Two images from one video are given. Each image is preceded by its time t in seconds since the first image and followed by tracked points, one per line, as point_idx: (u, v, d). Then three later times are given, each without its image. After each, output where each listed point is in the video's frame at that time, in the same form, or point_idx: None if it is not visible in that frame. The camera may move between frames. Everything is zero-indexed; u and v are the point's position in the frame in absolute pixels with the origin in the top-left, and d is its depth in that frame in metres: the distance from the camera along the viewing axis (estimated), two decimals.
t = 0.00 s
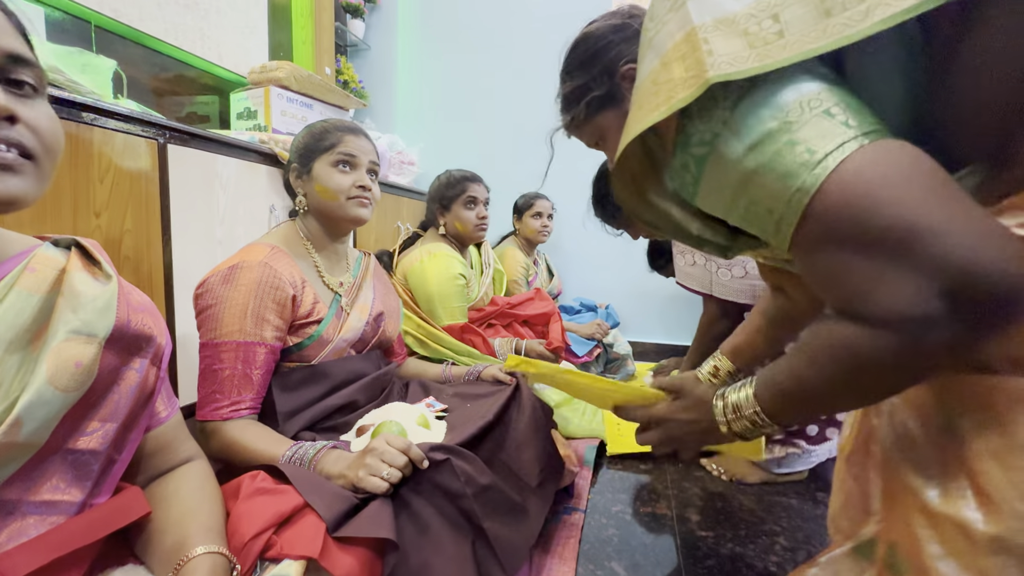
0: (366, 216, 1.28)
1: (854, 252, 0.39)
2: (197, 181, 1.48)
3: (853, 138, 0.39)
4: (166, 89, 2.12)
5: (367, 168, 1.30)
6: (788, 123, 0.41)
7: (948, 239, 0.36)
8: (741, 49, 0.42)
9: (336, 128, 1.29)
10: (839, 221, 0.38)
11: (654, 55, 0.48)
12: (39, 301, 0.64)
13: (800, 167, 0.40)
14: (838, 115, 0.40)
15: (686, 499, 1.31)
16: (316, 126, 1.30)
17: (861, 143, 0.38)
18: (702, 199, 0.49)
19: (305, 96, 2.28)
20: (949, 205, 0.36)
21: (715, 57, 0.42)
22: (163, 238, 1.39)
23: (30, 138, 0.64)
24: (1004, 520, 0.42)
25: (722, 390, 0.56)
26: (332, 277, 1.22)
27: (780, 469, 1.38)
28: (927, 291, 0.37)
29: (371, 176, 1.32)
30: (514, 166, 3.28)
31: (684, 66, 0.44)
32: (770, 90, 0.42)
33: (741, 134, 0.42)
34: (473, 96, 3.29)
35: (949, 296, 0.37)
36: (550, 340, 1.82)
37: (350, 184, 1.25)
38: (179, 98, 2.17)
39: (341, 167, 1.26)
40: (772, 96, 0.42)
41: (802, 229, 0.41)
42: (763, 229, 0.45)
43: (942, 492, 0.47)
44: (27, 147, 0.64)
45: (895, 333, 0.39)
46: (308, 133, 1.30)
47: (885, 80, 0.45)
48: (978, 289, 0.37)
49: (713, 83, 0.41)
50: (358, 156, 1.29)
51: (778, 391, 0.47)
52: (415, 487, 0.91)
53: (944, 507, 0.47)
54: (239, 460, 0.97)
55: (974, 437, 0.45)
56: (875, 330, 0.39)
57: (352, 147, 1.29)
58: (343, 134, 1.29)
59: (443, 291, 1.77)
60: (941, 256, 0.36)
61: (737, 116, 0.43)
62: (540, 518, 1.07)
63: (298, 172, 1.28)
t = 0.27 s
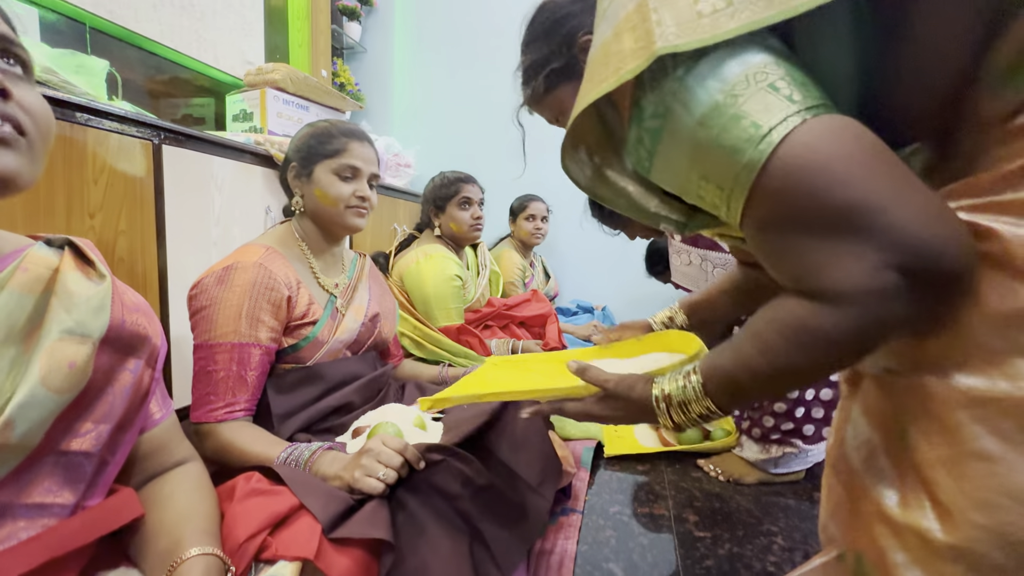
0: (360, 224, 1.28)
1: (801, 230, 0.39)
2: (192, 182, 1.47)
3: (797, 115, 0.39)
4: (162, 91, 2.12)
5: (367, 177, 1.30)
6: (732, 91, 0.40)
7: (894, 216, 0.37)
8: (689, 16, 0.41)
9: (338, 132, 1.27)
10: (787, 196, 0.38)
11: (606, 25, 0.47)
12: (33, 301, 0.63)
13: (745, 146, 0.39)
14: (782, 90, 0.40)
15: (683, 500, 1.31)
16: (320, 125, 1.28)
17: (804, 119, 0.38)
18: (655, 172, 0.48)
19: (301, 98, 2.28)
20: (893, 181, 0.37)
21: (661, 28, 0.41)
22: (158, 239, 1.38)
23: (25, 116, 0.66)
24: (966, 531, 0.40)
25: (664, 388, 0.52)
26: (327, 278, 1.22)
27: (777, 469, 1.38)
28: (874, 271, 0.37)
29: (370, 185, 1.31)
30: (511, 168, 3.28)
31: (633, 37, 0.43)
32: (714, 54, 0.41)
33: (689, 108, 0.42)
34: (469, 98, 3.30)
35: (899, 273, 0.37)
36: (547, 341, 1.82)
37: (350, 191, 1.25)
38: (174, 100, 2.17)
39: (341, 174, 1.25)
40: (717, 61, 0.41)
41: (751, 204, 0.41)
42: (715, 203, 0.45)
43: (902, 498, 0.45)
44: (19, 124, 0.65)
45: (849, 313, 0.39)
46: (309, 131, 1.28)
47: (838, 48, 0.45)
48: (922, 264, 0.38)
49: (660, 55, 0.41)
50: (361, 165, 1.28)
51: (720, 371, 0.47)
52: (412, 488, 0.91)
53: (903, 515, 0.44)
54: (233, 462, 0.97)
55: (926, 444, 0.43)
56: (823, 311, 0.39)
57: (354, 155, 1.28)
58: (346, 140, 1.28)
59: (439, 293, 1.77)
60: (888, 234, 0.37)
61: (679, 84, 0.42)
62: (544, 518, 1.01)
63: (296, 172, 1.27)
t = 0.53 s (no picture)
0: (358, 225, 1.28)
1: (743, 208, 0.43)
2: (187, 178, 1.46)
3: (747, 91, 0.42)
4: (157, 88, 2.11)
5: (368, 179, 1.29)
6: (684, 75, 0.44)
7: (833, 201, 0.39)
8: None
9: (342, 130, 1.25)
10: (730, 173, 0.42)
11: None
12: (24, 292, 0.63)
13: (695, 122, 0.43)
14: (731, 66, 0.44)
15: (680, 494, 1.31)
16: (325, 121, 1.26)
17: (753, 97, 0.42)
18: (617, 145, 0.53)
19: (297, 95, 2.27)
20: (835, 169, 0.40)
21: None
22: (153, 235, 1.37)
23: (20, 105, 0.65)
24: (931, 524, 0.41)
25: (608, 324, 0.53)
26: (325, 274, 1.21)
27: (773, 463, 1.38)
28: (808, 250, 0.40)
29: (370, 187, 1.29)
30: (508, 165, 3.28)
31: None
32: (672, 39, 0.46)
33: (647, 80, 0.46)
34: (466, 96, 3.29)
35: (833, 255, 0.40)
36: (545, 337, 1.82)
37: (350, 193, 1.24)
38: (169, 96, 2.16)
39: (341, 174, 1.24)
40: (675, 47, 0.45)
41: (701, 181, 0.45)
42: (669, 180, 0.49)
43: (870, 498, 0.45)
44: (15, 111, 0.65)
45: (781, 287, 0.42)
46: (312, 126, 1.25)
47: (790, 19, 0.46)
48: (859, 251, 0.41)
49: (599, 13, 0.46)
50: (362, 168, 1.27)
51: (658, 321, 0.49)
52: (409, 482, 0.91)
53: (871, 515, 0.45)
54: (230, 457, 0.96)
55: (890, 440, 0.44)
56: (757, 283, 0.43)
57: (358, 156, 1.27)
58: (350, 140, 1.26)
59: (437, 289, 1.77)
60: (825, 218, 0.40)
61: (638, 65, 0.46)
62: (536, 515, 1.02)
63: (296, 168, 1.25)
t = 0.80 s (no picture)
0: (352, 229, 1.26)
1: (697, 199, 0.48)
2: (181, 176, 1.45)
3: (709, 85, 0.47)
4: (150, 85, 2.09)
5: (367, 184, 1.25)
6: (650, 68, 0.49)
7: (777, 201, 0.45)
8: None
9: (344, 131, 1.21)
10: (687, 165, 0.47)
11: None
12: (15, 290, 0.62)
13: (659, 115, 0.48)
14: (694, 57, 0.48)
15: (677, 491, 1.31)
16: (328, 120, 1.21)
17: (714, 90, 0.46)
18: (588, 129, 0.58)
19: (292, 93, 2.26)
20: (783, 169, 0.45)
21: None
22: (146, 234, 1.36)
23: (12, 102, 0.64)
24: (902, 519, 0.45)
25: (570, 305, 0.62)
26: (319, 272, 1.20)
27: (769, 460, 1.39)
28: (749, 244, 0.46)
29: (368, 192, 1.26)
30: (504, 165, 3.27)
31: None
32: (643, 33, 0.50)
33: (615, 68, 0.51)
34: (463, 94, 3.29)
35: (771, 252, 0.46)
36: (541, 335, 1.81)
37: (348, 197, 1.21)
38: (163, 94, 2.14)
39: (341, 177, 1.21)
40: (644, 39, 0.50)
41: (662, 171, 0.50)
42: (633, 166, 0.54)
43: (847, 498, 0.49)
44: (8, 108, 0.64)
45: (724, 279, 0.49)
46: (313, 123, 1.21)
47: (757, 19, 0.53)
48: (797, 250, 0.46)
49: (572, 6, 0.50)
50: (361, 172, 1.23)
51: (618, 304, 0.57)
52: (405, 480, 0.91)
53: (848, 511, 0.49)
54: (224, 456, 0.96)
55: (862, 438, 0.48)
56: (705, 272, 0.50)
57: (360, 161, 1.23)
58: (353, 144, 1.22)
59: (433, 288, 1.76)
60: (768, 216, 0.45)
61: (610, 56, 0.51)
62: (536, 509, 1.02)
63: (295, 165, 1.22)
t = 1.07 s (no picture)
0: (348, 232, 1.26)
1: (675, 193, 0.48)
2: (176, 172, 1.44)
3: (694, 82, 0.47)
4: (146, 82, 2.08)
5: (367, 188, 1.24)
6: (637, 61, 0.49)
7: (751, 198, 0.46)
8: None
9: (349, 135, 1.19)
10: (668, 159, 0.47)
11: None
12: (5, 284, 0.61)
13: (644, 109, 0.48)
14: (680, 53, 0.48)
15: (674, 488, 1.31)
16: (332, 119, 1.19)
17: (698, 87, 0.47)
18: (576, 121, 0.58)
19: (289, 90, 2.25)
20: (758, 167, 0.46)
21: None
22: (141, 230, 1.35)
23: None
24: (890, 512, 0.44)
25: (551, 303, 0.63)
26: (315, 269, 1.20)
27: (767, 456, 1.39)
28: (721, 241, 0.47)
29: (368, 195, 1.25)
30: (502, 162, 3.26)
31: None
32: (631, 25, 0.50)
33: (602, 61, 0.51)
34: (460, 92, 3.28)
35: (742, 248, 0.47)
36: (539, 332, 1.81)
37: (346, 201, 1.20)
38: (159, 91, 2.13)
39: (342, 181, 1.19)
40: (633, 32, 0.50)
41: (643, 165, 0.50)
42: (616, 158, 0.54)
43: (837, 490, 0.49)
44: None
45: (697, 274, 0.49)
46: (316, 119, 1.19)
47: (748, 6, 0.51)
48: (769, 247, 0.47)
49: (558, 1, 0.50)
50: (362, 177, 1.21)
51: (596, 297, 0.57)
52: (402, 477, 0.91)
53: (837, 503, 0.48)
54: (218, 453, 0.95)
55: (851, 431, 0.48)
56: (680, 266, 0.50)
57: (362, 165, 1.21)
58: (357, 148, 1.20)
59: (430, 285, 1.75)
60: (741, 213, 0.46)
61: (599, 46, 0.51)
62: (533, 506, 1.02)
63: (296, 162, 1.19)
